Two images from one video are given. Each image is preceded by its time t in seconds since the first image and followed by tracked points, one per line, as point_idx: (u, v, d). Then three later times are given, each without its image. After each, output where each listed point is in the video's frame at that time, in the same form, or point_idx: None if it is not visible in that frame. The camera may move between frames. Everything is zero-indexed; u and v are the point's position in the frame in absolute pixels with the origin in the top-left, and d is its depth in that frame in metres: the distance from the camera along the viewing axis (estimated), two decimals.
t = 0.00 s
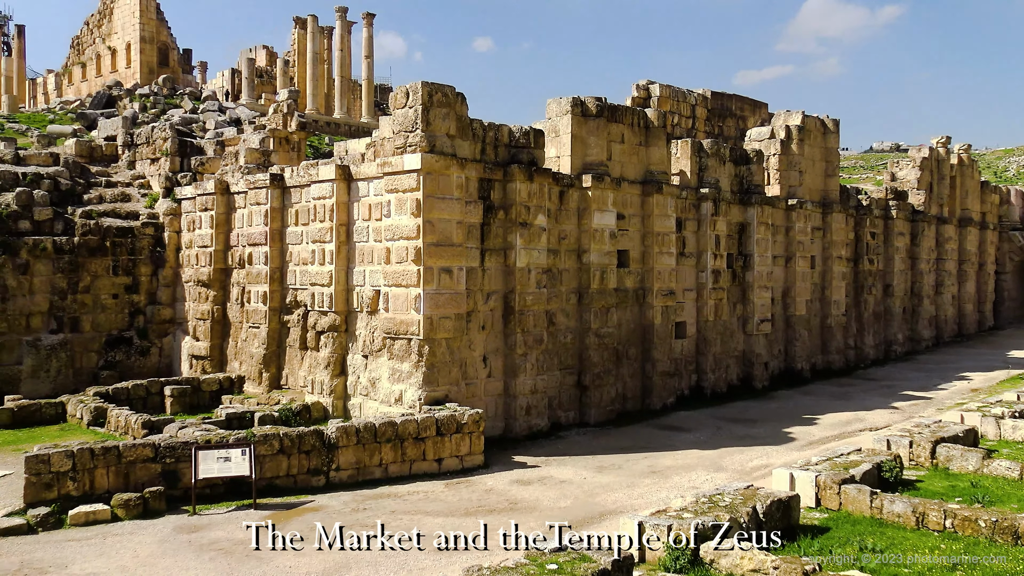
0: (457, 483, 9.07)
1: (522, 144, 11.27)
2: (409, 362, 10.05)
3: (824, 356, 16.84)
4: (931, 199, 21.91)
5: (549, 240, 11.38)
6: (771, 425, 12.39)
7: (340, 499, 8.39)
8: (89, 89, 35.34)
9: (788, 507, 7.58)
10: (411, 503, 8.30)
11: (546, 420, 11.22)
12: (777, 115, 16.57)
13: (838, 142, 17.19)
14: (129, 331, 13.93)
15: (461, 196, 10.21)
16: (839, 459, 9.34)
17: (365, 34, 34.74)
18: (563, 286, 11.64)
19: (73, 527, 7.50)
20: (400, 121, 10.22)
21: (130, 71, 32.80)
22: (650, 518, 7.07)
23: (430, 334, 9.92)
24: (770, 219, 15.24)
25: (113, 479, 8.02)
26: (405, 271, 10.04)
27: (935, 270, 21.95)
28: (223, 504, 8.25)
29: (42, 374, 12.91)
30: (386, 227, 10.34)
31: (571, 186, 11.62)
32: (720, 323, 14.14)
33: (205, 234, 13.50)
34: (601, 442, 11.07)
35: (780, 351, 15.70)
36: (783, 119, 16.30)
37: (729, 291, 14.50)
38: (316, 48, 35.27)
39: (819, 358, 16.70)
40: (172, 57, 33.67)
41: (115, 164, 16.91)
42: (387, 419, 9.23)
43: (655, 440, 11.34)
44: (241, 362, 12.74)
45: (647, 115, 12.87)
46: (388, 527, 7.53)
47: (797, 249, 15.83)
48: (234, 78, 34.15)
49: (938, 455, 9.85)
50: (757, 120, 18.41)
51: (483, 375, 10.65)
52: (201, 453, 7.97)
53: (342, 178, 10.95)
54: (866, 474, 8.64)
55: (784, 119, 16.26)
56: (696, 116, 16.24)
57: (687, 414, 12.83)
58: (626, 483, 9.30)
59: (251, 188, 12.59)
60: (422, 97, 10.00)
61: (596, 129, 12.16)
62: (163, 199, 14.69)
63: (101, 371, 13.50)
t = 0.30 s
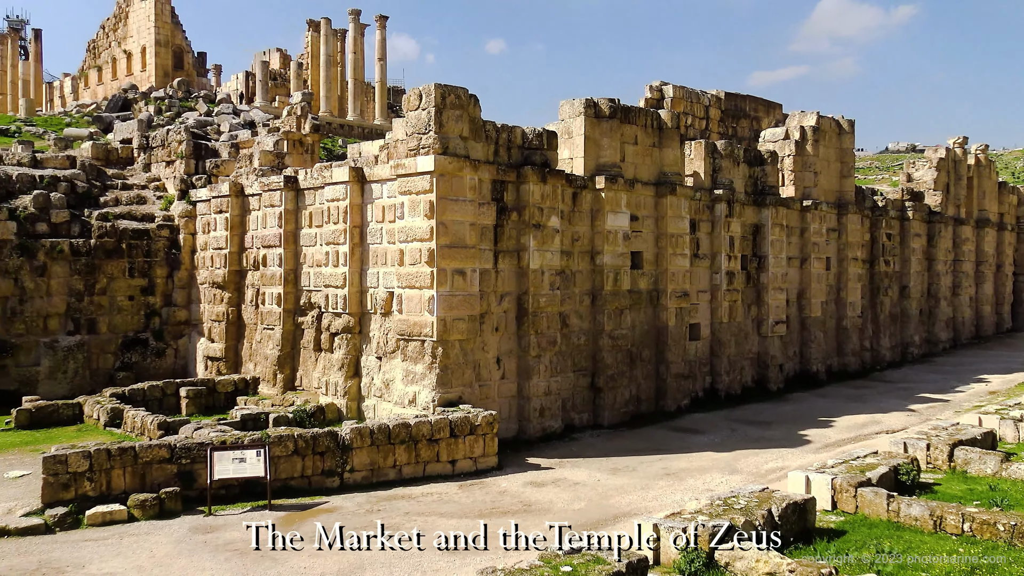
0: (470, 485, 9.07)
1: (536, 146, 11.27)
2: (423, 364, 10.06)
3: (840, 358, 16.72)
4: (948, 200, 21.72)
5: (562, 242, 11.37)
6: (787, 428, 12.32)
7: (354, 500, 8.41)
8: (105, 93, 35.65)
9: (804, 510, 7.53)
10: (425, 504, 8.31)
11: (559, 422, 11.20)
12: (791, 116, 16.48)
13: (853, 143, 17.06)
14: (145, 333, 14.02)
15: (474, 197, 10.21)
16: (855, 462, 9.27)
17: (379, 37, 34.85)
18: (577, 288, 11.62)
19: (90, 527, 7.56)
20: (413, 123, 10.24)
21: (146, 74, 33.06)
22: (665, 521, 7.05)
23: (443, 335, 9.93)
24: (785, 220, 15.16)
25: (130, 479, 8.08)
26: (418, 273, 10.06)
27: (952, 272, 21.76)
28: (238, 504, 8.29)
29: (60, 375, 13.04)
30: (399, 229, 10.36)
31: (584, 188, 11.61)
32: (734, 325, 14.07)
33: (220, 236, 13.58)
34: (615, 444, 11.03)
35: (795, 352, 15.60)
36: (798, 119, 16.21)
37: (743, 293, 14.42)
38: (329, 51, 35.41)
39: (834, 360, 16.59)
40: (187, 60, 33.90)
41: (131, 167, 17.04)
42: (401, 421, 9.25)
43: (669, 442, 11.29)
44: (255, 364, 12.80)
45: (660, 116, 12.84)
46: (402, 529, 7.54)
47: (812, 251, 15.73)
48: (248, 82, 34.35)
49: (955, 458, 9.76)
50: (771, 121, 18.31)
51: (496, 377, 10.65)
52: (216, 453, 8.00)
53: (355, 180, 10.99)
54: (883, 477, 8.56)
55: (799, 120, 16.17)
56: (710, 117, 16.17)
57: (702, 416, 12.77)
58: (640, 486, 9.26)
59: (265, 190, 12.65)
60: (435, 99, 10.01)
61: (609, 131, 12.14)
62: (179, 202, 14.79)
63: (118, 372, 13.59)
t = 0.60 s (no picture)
0: (482, 487, 9.06)
1: (548, 147, 11.26)
2: (434, 365, 10.06)
3: (853, 360, 16.61)
4: (962, 200, 21.56)
5: (574, 243, 11.35)
6: (799, 430, 12.24)
7: (366, 501, 8.42)
8: (119, 95, 35.90)
9: (817, 512, 7.48)
10: (437, 506, 8.31)
11: (571, 423, 11.18)
12: (804, 116, 16.38)
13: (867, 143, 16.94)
14: (158, 334, 14.09)
15: (486, 199, 10.21)
16: (869, 464, 9.20)
17: (390, 39, 34.92)
18: (588, 289, 11.60)
19: (104, 528, 7.60)
20: (425, 125, 10.26)
21: (159, 77, 33.27)
22: (677, 524, 7.02)
23: (455, 337, 9.93)
24: (798, 221, 15.08)
25: (143, 480, 8.12)
26: (430, 275, 10.06)
27: (967, 273, 21.58)
28: (251, 505, 8.31)
29: (74, 377, 13.12)
30: (411, 231, 10.37)
31: (596, 189, 11.59)
32: (747, 326, 14.00)
33: (233, 238, 13.63)
34: (626, 447, 11.00)
35: (808, 354, 15.51)
36: (811, 120, 16.12)
37: (756, 294, 14.35)
38: (341, 53, 35.53)
39: (848, 362, 16.48)
40: (200, 63, 34.10)
41: (145, 169, 17.15)
42: (413, 422, 9.26)
43: (681, 444, 11.24)
44: (267, 365, 12.84)
45: (672, 117, 12.79)
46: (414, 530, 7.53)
47: (825, 252, 15.64)
48: (260, 84, 34.50)
49: (970, 461, 9.67)
50: (784, 122, 18.22)
51: (508, 378, 10.64)
52: (229, 454, 8.03)
53: (367, 182, 11.00)
54: (897, 480, 8.50)
55: (812, 121, 16.07)
56: (722, 118, 16.11)
57: (714, 418, 12.72)
58: (652, 488, 9.23)
59: (277, 192, 12.69)
60: (447, 101, 10.02)
61: (621, 132, 12.10)
62: (192, 204, 14.85)
63: (131, 374, 13.67)
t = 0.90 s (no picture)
0: (496, 489, 9.06)
1: (561, 149, 11.25)
2: (448, 367, 10.06)
3: (869, 362, 16.48)
4: (980, 201, 21.37)
5: (587, 245, 11.33)
6: (815, 433, 12.17)
7: (380, 503, 8.43)
8: (134, 99, 36.17)
9: (832, 515, 7.43)
10: (450, 508, 8.31)
11: (584, 426, 11.15)
12: (819, 117, 16.28)
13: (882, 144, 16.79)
14: (174, 336, 14.17)
15: (499, 202, 10.22)
16: (885, 467, 9.13)
17: (403, 41, 35.02)
18: (602, 292, 11.57)
19: (120, 529, 7.65)
20: (438, 127, 10.26)
21: (174, 81, 33.50)
22: (692, 527, 6.98)
23: (469, 339, 9.93)
24: (813, 223, 14.98)
25: (159, 481, 8.17)
26: (443, 277, 10.07)
27: (985, 275, 21.38)
28: (265, 507, 8.34)
29: (90, 379, 13.22)
30: (424, 233, 10.38)
31: (610, 191, 11.56)
32: (762, 328, 13.91)
33: (247, 240, 13.69)
34: (640, 449, 10.96)
35: (823, 357, 15.40)
36: (826, 121, 16.02)
37: (771, 296, 14.27)
38: (355, 55, 35.64)
39: (864, 364, 16.35)
40: (215, 66, 34.32)
41: (160, 172, 17.25)
42: (426, 425, 9.27)
43: (695, 447, 11.19)
44: (282, 367, 12.89)
45: (686, 118, 12.74)
46: (427, 532, 7.54)
47: (841, 254, 15.52)
48: (274, 87, 34.68)
49: (987, 464, 9.58)
50: (799, 123, 18.09)
51: (522, 381, 10.64)
52: (243, 456, 8.06)
53: (381, 185, 11.02)
54: (913, 483, 8.42)
55: (827, 121, 15.96)
56: (736, 119, 15.90)
57: (729, 420, 12.65)
58: (666, 490, 9.19)
59: (291, 195, 12.73)
60: (460, 103, 10.02)
61: (635, 134, 12.07)
62: (206, 207, 14.93)
63: (147, 376, 13.76)
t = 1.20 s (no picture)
0: (507, 491, 9.05)
1: (572, 151, 11.25)
2: (459, 370, 10.07)
3: (883, 364, 16.37)
4: (995, 203, 21.19)
5: (599, 248, 11.31)
6: (828, 435, 12.09)
7: (391, 505, 8.44)
8: (147, 102, 36.42)
9: (846, 518, 7.38)
10: (462, 510, 8.31)
11: (596, 428, 11.13)
12: (832, 118, 16.19)
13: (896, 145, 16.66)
14: (186, 338, 14.24)
15: (510, 204, 10.22)
16: (899, 470, 9.06)
17: (415, 44, 35.09)
18: (614, 294, 11.55)
19: (133, 530, 7.70)
20: (449, 130, 10.28)
21: (187, 84, 33.72)
22: (704, 530, 6.94)
23: (480, 341, 9.94)
24: (826, 224, 14.90)
25: (172, 483, 8.21)
26: (454, 279, 10.08)
27: (1000, 277, 21.20)
28: (277, 508, 8.36)
29: (104, 381, 13.30)
30: (436, 235, 10.39)
31: (621, 193, 11.54)
32: (774, 331, 13.84)
33: (259, 243, 13.74)
34: (652, 452, 10.92)
35: (837, 359, 15.30)
36: (839, 122, 15.94)
37: (783, 298, 14.20)
38: (367, 58, 35.74)
39: (877, 367, 16.24)
40: (227, 70, 34.51)
41: (173, 175, 17.35)
42: (437, 427, 9.27)
43: (708, 450, 11.15)
44: (294, 370, 12.92)
45: (698, 120, 12.70)
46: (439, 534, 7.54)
47: (854, 255, 15.42)
48: (286, 90, 34.83)
49: (1003, 467, 9.49)
50: (811, 124, 17.98)
51: (533, 383, 10.62)
52: (256, 458, 8.09)
53: (392, 187, 11.04)
54: (928, 486, 8.35)
55: (840, 123, 15.86)
56: (748, 121, 15.72)
57: (741, 423, 12.59)
58: (678, 493, 9.16)
59: (303, 198, 12.78)
60: (472, 106, 10.04)
61: (646, 136, 12.04)
62: (219, 209, 15.00)
63: (160, 377, 13.83)
